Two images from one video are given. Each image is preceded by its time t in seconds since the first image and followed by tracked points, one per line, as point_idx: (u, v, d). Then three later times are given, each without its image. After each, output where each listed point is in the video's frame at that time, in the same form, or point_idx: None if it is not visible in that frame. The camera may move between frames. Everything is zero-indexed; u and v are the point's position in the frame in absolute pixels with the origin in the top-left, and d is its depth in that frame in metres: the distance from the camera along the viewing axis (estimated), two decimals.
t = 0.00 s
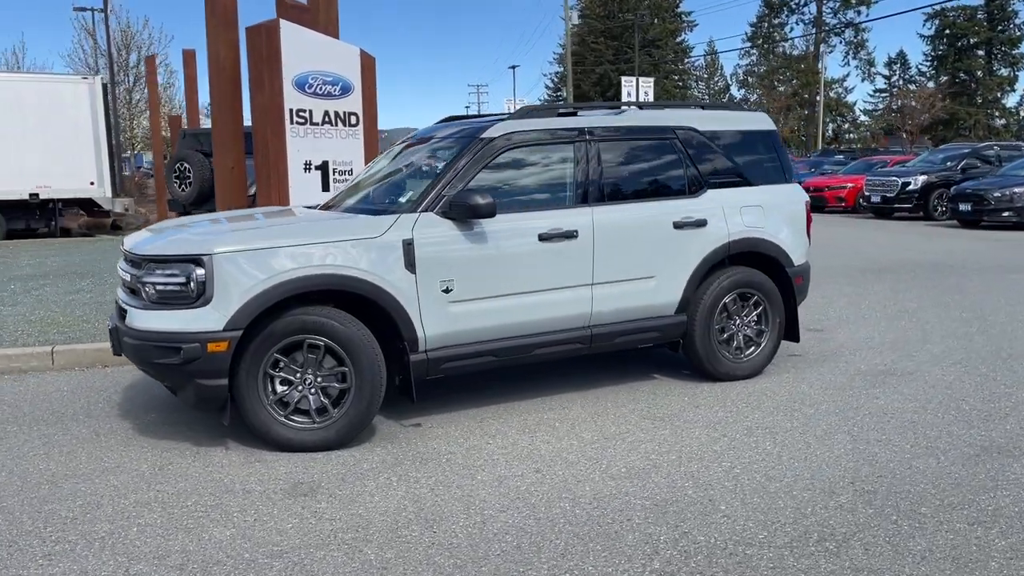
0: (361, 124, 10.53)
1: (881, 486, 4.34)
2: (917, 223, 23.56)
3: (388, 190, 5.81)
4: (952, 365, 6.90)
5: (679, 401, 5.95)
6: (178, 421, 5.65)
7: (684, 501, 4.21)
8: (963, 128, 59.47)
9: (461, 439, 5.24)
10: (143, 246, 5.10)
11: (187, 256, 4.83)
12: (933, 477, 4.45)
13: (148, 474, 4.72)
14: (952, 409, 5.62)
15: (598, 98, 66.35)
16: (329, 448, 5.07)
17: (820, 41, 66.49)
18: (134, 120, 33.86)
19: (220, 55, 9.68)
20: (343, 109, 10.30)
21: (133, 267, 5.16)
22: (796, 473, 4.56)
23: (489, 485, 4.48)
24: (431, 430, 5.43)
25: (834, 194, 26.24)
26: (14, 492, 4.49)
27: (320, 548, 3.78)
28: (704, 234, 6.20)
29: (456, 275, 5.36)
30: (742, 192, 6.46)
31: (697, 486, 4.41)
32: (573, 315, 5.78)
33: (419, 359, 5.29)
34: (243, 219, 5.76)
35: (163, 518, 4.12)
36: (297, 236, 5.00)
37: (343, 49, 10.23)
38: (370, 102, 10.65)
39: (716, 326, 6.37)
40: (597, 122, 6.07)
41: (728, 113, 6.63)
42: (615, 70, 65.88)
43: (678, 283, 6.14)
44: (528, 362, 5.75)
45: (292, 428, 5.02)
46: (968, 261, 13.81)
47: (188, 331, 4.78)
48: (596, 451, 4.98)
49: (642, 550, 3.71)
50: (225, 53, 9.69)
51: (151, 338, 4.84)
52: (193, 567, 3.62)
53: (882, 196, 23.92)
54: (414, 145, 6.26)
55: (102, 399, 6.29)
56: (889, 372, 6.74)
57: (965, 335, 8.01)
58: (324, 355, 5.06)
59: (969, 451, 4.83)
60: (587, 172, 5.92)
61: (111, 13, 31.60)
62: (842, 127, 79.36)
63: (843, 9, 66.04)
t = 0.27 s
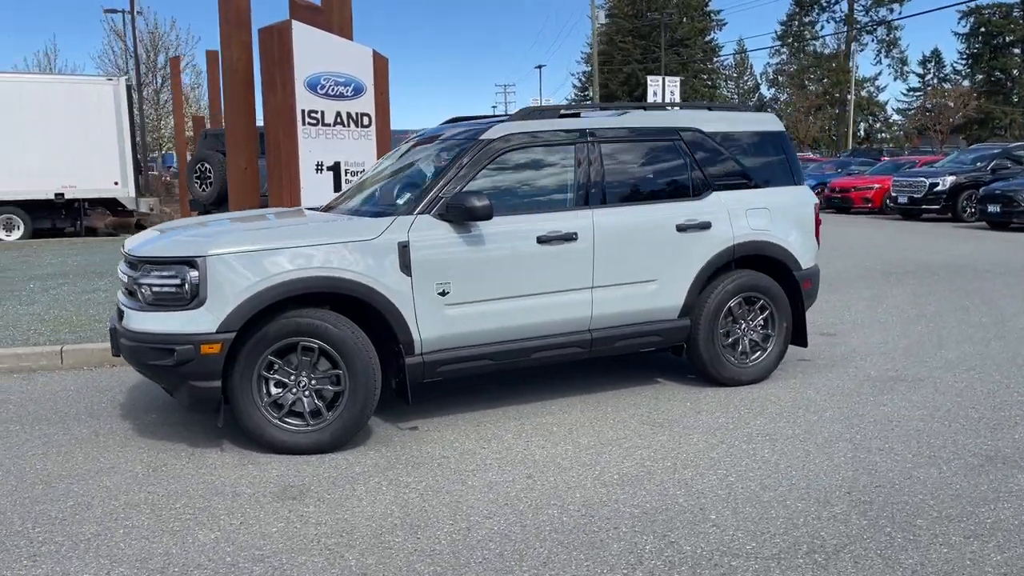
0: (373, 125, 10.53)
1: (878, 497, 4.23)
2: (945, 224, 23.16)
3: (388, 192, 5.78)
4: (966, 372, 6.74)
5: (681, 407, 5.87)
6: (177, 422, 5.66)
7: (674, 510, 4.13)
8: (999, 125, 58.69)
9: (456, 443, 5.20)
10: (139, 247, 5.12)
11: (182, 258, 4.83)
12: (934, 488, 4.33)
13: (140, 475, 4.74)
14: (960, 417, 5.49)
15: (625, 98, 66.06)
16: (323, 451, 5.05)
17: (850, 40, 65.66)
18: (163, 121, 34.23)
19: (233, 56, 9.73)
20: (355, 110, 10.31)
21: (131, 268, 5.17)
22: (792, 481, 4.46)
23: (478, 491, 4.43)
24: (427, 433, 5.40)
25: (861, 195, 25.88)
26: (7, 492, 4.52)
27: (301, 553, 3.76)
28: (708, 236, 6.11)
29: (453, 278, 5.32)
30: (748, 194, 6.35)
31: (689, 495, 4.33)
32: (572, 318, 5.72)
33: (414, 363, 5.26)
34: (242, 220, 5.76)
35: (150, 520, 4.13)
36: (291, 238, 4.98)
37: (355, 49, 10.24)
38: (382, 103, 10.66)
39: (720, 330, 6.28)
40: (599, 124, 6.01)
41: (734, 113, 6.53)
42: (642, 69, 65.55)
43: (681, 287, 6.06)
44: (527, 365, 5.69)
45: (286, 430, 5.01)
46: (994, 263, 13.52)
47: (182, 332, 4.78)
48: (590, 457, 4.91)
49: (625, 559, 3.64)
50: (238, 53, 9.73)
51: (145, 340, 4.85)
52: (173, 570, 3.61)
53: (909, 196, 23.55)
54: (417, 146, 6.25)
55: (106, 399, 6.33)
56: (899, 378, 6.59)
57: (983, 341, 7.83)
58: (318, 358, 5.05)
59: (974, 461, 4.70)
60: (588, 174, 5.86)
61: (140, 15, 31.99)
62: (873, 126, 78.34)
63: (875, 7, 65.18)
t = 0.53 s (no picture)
0: (383, 126, 10.57)
1: (866, 504, 4.16)
2: (971, 226, 22.78)
3: (385, 193, 5.79)
4: (973, 377, 6.62)
5: (677, 410, 5.82)
6: (174, 420, 5.72)
7: (657, 515, 4.10)
8: None
9: (446, 445, 5.20)
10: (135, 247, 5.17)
11: (174, 258, 4.88)
12: (924, 495, 4.26)
13: (132, 473, 4.78)
14: (961, 423, 5.39)
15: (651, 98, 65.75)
16: (314, 451, 5.07)
17: (881, 39, 64.84)
18: (190, 121, 34.61)
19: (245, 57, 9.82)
20: (366, 111, 10.35)
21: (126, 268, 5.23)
22: (780, 487, 4.41)
23: (463, 493, 4.43)
24: (419, 434, 5.40)
25: (886, 196, 25.55)
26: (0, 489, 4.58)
27: (280, 553, 3.77)
28: (706, 238, 6.06)
29: (446, 279, 5.32)
30: (748, 196, 6.29)
31: (675, 499, 4.29)
32: (567, 320, 5.70)
33: (406, 364, 5.26)
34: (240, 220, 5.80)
35: (135, 518, 4.16)
36: (283, 239, 5.01)
37: (366, 51, 10.29)
38: (393, 103, 10.70)
39: (719, 333, 6.22)
40: (596, 125, 5.98)
41: (736, 115, 6.46)
42: (668, 69, 65.21)
43: (679, 289, 6.01)
44: (520, 367, 5.68)
45: (277, 430, 5.04)
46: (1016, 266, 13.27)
47: (174, 332, 4.83)
48: (579, 460, 4.89)
49: (601, 564, 3.62)
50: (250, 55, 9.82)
51: (138, 339, 4.90)
52: (152, 568, 3.64)
53: (934, 198, 23.20)
54: (417, 146, 6.26)
55: (109, 397, 6.41)
56: (903, 382, 6.49)
57: (994, 345, 7.68)
58: (309, 358, 5.07)
59: (970, 468, 4.61)
60: (585, 175, 5.83)
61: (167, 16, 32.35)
62: (904, 126, 77.28)
63: (906, 5, 64.31)
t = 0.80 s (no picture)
0: (392, 128, 10.58)
1: (848, 512, 4.11)
2: (996, 229, 22.42)
3: (378, 195, 5.81)
4: (976, 383, 6.51)
5: (669, 415, 5.78)
6: (168, 420, 5.77)
7: (634, 520, 4.08)
8: None
9: (434, 447, 5.20)
10: (128, 248, 5.23)
11: (164, 259, 4.93)
12: (908, 504, 4.20)
13: (120, 472, 4.84)
14: (956, 431, 5.31)
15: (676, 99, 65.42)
16: (301, 452, 5.10)
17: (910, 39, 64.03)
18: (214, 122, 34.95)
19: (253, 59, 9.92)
20: (374, 113, 10.38)
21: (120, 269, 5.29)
22: (762, 493, 4.37)
23: (444, 495, 4.43)
24: (408, 437, 5.41)
25: (909, 199, 25.23)
26: None
27: (254, 553, 3.80)
28: (702, 242, 6.02)
29: (435, 281, 5.32)
30: (746, 200, 6.23)
31: (654, 505, 4.27)
32: (558, 323, 5.68)
33: (394, 366, 5.28)
34: (234, 220, 5.84)
35: (117, 517, 4.21)
36: (272, 241, 5.04)
37: (375, 53, 10.31)
38: (402, 105, 10.70)
39: (715, 337, 6.17)
40: (590, 127, 5.95)
41: (735, 117, 6.41)
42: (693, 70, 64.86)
43: (673, 293, 5.97)
44: (512, 369, 5.67)
45: (266, 430, 5.07)
46: None
47: (163, 333, 4.87)
48: (564, 464, 4.87)
49: (571, 569, 3.60)
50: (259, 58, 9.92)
51: (128, 339, 4.95)
52: (127, 567, 3.68)
53: (958, 200, 22.87)
54: (413, 148, 6.27)
55: (108, 396, 6.49)
56: (903, 388, 6.39)
57: (1002, 351, 7.55)
58: (298, 359, 5.09)
59: (959, 476, 4.54)
60: (578, 178, 5.81)
61: (192, 19, 32.72)
62: (933, 127, 76.26)
63: (936, 5, 63.46)
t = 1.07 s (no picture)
0: (402, 130, 10.54)
1: (836, 519, 4.05)
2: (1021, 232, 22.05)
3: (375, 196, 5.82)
4: (982, 389, 6.39)
5: (665, 419, 5.73)
6: (166, 419, 5.81)
7: (618, 525, 4.04)
8: None
9: (425, 450, 5.20)
10: (125, 248, 5.28)
11: (158, 260, 4.96)
12: (898, 512, 4.13)
13: (113, 471, 4.88)
14: (957, 438, 5.21)
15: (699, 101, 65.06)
16: (294, 453, 5.11)
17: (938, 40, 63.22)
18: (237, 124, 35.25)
19: (264, 61, 9.98)
20: (383, 115, 10.36)
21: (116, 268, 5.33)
22: (751, 499, 4.32)
23: (430, 498, 4.42)
24: (401, 438, 5.40)
25: (932, 201, 24.89)
26: None
27: (235, 553, 3.81)
28: (700, 245, 5.96)
29: (428, 283, 5.32)
30: (745, 203, 6.17)
31: (640, 510, 4.23)
32: (553, 325, 5.65)
33: (387, 368, 5.28)
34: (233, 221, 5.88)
35: (105, 516, 4.24)
36: (265, 242, 5.06)
37: (384, 55, 10.29)
38: (412, 107, 10.66)
39: (714, 340, 6.12)
40: (587, 130, 5.92)
41: (736, 119, 6.35)
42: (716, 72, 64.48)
43: (671, 296, 5.93)
44: (506, 372, 5.65)
45: (258, 431, 5.09)
46: None
47: (156, 333, 4.91)
48: (554, 468, 4.85)
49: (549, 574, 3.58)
50: (269, 59, 9.98)
51: (123, 339, 4.99)
52: (108, 566, 3.70)
53: (982, 203, 22.53)
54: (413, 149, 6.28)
55: (111, 394, 6.55)
56: (907, 394, 6.30)
57: (1013, 357, 7.41)
58: (290, 360, 5.11)
59: (954, 484, 4.46)
60: (574, 180, 5.79)
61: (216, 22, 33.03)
62: (962, 129, 75.23)
63: (964, 6, 62.62)
